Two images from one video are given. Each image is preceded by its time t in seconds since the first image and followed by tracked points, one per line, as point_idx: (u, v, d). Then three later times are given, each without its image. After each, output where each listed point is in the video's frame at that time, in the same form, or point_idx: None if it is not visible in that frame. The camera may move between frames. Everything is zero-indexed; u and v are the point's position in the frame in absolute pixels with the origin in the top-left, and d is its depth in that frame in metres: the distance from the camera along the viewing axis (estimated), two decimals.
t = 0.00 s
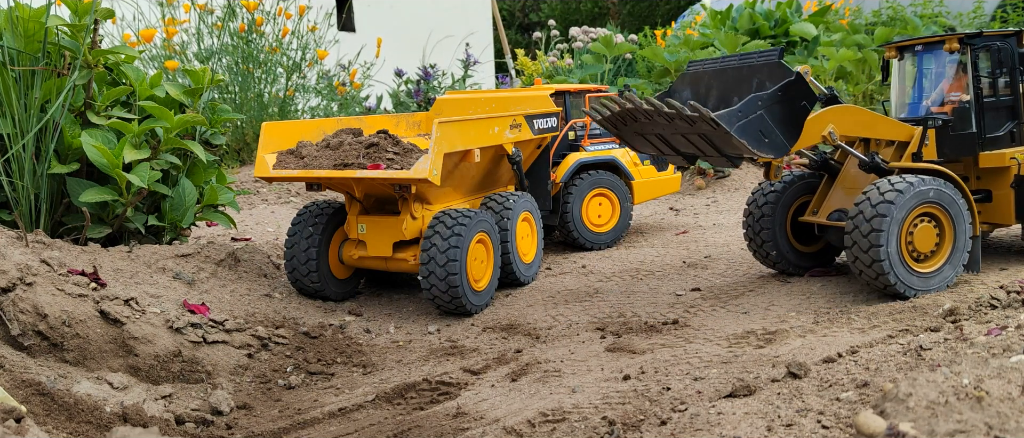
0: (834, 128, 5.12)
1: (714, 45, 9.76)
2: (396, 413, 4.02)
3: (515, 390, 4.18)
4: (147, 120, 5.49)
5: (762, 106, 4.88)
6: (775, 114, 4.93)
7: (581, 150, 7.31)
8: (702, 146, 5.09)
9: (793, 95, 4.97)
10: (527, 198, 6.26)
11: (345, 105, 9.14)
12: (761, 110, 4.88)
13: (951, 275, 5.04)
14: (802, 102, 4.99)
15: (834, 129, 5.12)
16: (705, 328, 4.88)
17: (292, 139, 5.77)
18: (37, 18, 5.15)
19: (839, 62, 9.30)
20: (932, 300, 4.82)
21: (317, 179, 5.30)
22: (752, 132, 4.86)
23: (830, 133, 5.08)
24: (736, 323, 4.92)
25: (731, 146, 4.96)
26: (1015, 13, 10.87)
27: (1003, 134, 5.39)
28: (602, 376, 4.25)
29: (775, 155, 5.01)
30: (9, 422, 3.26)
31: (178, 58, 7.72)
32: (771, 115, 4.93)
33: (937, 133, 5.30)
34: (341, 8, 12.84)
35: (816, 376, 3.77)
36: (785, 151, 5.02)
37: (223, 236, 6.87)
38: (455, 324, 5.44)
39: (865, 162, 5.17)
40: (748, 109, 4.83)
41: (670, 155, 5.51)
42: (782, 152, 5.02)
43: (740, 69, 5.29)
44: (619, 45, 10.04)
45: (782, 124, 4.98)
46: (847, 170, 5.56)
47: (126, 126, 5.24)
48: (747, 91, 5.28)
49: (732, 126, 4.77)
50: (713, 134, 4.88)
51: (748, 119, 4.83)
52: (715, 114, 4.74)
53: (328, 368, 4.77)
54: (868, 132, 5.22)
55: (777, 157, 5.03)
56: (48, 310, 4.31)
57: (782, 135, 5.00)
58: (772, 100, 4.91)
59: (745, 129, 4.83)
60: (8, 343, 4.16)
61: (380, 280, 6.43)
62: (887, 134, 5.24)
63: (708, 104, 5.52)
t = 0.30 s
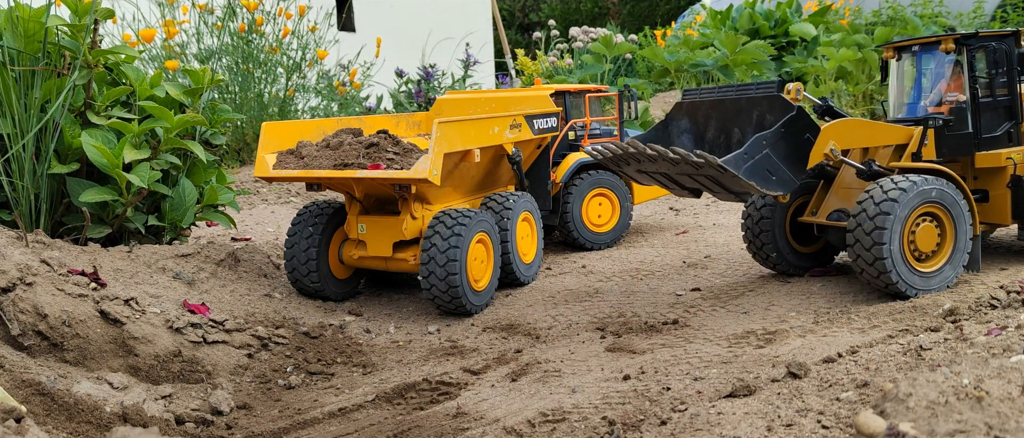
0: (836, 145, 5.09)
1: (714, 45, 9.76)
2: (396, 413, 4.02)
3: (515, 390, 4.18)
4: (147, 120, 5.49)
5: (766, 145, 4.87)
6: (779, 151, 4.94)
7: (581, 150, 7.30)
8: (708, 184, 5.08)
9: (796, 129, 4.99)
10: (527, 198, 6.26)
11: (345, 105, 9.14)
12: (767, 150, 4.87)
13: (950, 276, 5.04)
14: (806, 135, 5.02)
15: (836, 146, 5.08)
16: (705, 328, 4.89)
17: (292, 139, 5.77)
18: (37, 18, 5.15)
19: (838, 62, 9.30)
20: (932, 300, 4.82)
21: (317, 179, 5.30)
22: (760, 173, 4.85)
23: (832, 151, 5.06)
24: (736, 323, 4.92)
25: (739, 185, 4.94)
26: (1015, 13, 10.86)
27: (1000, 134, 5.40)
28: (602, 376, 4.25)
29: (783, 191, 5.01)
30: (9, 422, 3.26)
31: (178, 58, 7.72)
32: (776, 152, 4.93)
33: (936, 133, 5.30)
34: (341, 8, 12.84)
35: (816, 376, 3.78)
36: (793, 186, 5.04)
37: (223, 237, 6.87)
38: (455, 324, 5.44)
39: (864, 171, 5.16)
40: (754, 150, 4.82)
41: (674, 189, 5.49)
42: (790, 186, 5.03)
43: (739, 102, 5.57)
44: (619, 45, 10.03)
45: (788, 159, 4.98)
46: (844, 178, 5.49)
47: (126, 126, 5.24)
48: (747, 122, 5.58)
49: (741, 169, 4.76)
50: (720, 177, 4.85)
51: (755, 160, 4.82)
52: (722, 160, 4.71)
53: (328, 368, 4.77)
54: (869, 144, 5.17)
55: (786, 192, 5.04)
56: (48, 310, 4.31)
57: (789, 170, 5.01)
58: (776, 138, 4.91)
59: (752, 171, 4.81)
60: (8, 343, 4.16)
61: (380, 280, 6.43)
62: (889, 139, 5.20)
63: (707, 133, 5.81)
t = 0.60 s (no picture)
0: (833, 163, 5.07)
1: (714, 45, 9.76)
2: (396, 413, 4.02)
3: (515, 390, 4.18)
4: (148, 120, 5.49)
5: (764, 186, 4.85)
6: (777, 189, 4.92)
7: (582, 150, 7.29)
8: (708, 225, 5.07)
9: (793, 165, 4.95)
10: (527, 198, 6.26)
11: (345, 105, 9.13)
12: (765, 191, 4.85)
13: (949, 274, 5.04)
14: (803, 169, 4.99)
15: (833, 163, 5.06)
16: (705, 328, 4.89)
17: (292, 140, 5.77)
18: (37, 18, 5.15)
19: (838, 62, 9.22)
20: (933, 300, 4.82)
21: (317, 179, 5.30)
22: (761, 215, 4.85)
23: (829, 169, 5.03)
24: (736, 323, 4.92)
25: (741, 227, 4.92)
26: (1015, 13, 10.86)
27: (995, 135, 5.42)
28: (602, 376, 4.25)
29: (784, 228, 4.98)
30: (9, 422, 3.26)
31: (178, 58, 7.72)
32: (775, 191, 4.91)
33: (931, 134, 5.28)
34: (342, 8, 12.84)
35: (816, 376, 3.77)
36: (794, 222, 5.03)
37: (223, 237, 6.87)
38: (455, 324, 5.44)
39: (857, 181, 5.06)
40: (752, 193, 4.80)
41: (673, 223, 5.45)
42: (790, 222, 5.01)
43: (733, 133, 5.24)
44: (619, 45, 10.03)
45: (786, 197, 4.96)
46: (836, 183, 5.32)
47: (126, 126, 5.24)
48: (743, 156, 5.25)
49: (741, 214, 4.74)
50: (721, 221, 4.84)
51: (754, 203, 4.80)
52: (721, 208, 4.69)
53: (328, 367, 4.77)
54: (864, 153, 5.18)
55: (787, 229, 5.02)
56: (48, 310, 4.31)
57: (788, 206, 4.99)
58: (772, 177, 4.89)
59: (753, 214, 4.81)
60: (8, 343, 4.17)
61: (380, 280, 6.43)
62: (883, 147, 5.22)
63: (704, 164, 5.47)
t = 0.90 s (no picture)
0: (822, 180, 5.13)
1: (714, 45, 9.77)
2: (396, 413, 4.02)
3: (515, 390, 4.18)
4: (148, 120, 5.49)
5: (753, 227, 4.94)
6: (767, 227, 4.97)
7: (582, 150, 7.29)
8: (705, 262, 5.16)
9: (779, 201, 4.98)
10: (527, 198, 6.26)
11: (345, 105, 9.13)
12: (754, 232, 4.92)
13: (944, 265, 5.05)
14: (792, 202, 4.99)
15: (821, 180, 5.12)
16: (705, 328, 4.89)
17: (292, 139, 5.77)
18: (37, 18, 5.15)
19: (838, 62, 9.23)
20: (932, 300, 4.82)
21: (317, 179, 5.30)
22: (753, 256, 4.92)
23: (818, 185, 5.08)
24: (736, 323, 4.92)
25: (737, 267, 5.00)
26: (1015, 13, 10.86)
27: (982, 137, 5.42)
28: (602, 376, 4.25)
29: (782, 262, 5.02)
30: (9, 422, 3.26)
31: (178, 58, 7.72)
32: (764, 229, 4.96)
33: (917, 137, 5.27)
34: (342, 8, 12.84)
35: (816, 376, 3.77)
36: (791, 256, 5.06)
37: (223, 237, 6.87)
38: (455, 324, 5.44)
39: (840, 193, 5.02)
40: (740, 237, 4.88)
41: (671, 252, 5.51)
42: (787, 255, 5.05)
43: (717, 167, 5.21)
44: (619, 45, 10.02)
45: (777, 233, 5.01)
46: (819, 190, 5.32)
47: (126, 126, 5.24)
48: (730, 189, 5.24)
49: (732, 260, 4.84)
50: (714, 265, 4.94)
51: (744, 246, 4.88)
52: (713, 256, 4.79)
53: (328, 368, 4.77)
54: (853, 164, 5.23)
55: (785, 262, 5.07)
56: (48, 310, 4.31)
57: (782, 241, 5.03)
58: (759, 216, 4.94)
59: (745, 257, 4.89)
60: (8, 343, 4.17)
61: (380, 280, 6.43)
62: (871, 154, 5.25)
63: (692, 193, 5.46)
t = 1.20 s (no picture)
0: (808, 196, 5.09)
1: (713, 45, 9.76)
2: (396, 413, 4.02)
3: (515, 390, 4.18)
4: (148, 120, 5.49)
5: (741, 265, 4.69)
6: (755, 261, 4.73)
7: (582, 150, 7.29)
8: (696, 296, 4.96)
9: (766, 235, 4.76)
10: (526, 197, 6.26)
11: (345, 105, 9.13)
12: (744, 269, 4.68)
13: (932, 251, 4.99)
14: (778, 233, 4.78)
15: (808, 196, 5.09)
16: (705, 328, 4.89)
17: (292, 139, 5.77)
18: (37, 18, 5.16)
19: (838, 63, 9.23)
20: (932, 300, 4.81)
21: (317, 179, 5.30)
22: (745, 294, 4.69)
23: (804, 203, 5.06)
24: (736, 324, 4.92)
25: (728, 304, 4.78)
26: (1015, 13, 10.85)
27: (965, 140, 5.42)
28: (602, 376, 4.25)
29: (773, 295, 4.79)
30: (9, 422, 3.26)
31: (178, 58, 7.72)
32: (752, 264, 4.73)
33: (898, 140, 5.29)
34: (342, 8, 12.85)
35: (816, 376, 3.77)
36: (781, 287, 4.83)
37: (223, 237, 6.87)
38: (455, 324, 5.44)
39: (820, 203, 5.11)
40: (729, 277, 4.65)
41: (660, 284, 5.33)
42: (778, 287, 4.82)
43: (699, 199, 5.07)
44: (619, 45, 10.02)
45: (766, 268, 4.78)
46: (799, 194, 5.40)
47: (126, 126, 5.24)
48: (715, 220, 5.08)
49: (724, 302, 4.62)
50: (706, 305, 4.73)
51: (734, 285, 4.65)
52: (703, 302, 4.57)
53: (328, 368, 4.77)
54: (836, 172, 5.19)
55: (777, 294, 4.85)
56: (47, 310, 4.31)
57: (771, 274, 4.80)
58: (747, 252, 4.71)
59: (736, 297, 4.67)
60: (8, 343, 4.17)
61: (380, 280, 6.43)
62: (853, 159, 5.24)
63: (679, 221, 5.30)
